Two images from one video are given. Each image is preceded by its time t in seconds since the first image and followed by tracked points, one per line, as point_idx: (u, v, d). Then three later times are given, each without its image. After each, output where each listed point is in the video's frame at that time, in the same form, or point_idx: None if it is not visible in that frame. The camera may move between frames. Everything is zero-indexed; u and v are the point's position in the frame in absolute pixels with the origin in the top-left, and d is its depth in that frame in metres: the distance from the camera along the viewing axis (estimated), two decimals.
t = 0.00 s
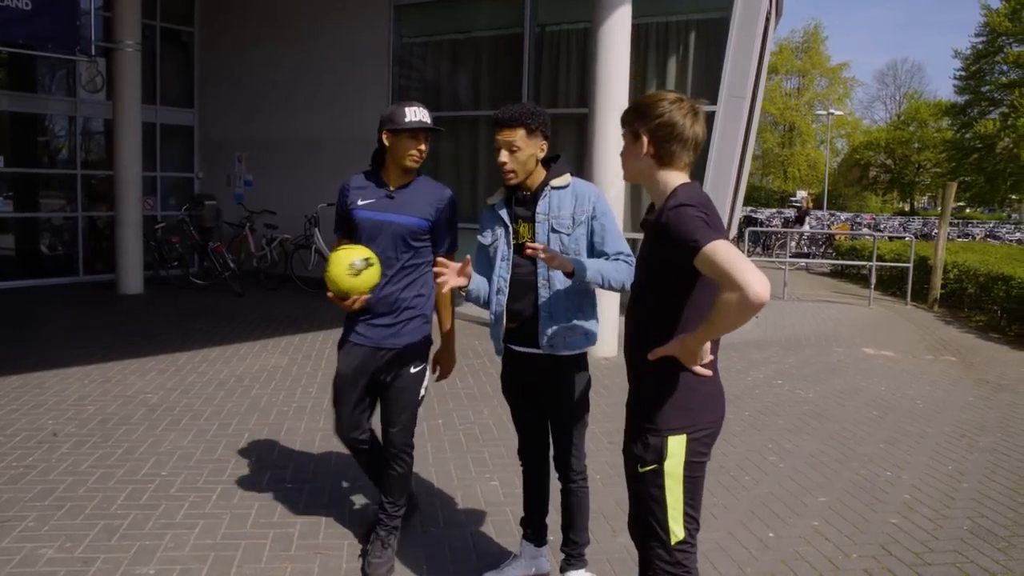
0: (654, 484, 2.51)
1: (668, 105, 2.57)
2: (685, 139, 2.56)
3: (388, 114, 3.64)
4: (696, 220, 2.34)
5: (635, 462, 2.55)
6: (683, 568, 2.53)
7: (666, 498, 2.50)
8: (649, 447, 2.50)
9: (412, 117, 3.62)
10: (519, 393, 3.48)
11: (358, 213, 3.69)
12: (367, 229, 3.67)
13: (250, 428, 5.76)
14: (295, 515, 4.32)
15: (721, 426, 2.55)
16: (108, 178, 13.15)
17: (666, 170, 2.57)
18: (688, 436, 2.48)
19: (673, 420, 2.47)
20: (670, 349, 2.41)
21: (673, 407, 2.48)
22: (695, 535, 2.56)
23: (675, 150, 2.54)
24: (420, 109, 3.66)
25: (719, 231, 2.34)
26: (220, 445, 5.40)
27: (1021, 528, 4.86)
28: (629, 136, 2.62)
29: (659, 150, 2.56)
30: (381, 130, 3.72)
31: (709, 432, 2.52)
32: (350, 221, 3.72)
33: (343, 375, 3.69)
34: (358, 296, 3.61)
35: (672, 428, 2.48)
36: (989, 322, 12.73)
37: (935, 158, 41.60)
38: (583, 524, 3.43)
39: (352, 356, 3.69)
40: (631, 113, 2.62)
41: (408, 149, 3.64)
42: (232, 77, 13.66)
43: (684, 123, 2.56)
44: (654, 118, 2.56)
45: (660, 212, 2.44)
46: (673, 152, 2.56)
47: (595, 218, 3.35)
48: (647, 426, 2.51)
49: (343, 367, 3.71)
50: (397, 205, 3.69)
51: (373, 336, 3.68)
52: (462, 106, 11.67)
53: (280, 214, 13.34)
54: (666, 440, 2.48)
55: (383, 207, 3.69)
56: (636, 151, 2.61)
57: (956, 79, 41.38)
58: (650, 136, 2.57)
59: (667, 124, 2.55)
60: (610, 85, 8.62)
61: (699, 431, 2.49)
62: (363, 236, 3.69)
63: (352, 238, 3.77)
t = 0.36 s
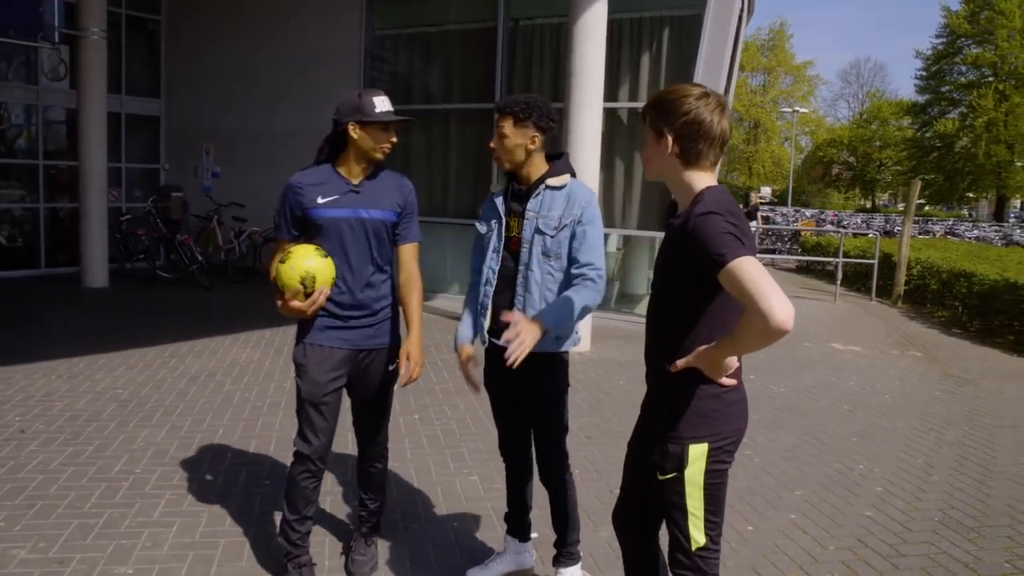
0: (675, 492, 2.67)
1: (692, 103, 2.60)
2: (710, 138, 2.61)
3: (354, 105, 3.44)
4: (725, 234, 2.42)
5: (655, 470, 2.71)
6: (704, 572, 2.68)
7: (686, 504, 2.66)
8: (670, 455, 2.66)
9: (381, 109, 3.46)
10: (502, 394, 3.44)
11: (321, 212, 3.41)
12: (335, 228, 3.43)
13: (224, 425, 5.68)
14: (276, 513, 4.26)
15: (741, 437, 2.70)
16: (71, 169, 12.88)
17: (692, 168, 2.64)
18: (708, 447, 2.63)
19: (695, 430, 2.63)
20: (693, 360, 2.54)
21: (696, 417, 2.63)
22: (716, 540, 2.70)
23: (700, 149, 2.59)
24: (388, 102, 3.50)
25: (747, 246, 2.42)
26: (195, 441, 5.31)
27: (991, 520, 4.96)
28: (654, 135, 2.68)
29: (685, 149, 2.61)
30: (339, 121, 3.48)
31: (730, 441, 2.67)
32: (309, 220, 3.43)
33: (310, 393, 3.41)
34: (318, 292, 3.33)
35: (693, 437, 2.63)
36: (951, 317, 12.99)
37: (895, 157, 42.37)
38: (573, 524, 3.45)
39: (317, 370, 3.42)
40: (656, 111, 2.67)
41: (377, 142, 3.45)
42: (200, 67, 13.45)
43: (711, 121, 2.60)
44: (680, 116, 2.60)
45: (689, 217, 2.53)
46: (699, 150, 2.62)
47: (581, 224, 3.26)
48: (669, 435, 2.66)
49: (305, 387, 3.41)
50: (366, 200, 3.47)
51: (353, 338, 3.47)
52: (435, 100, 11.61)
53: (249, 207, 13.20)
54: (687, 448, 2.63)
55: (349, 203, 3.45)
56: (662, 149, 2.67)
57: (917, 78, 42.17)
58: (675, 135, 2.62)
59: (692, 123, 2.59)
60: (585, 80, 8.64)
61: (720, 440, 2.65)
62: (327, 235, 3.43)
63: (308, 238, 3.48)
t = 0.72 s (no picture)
0: (669, 490, 2.69)
1: (698, 103, 2.62)
2: (715, 137, 2.63)
3: (314, 100, 3.39)
4: (730, 234, 2.44)
5: (648, 469, 2.73)
6: (696, 568, 2.72)
7: (680, 502, 2.68)
8: (664, 454, 2.68)
9: (340, 99, 3.42)
10: (498, 392, 3.46)
11: (302, 214, 3.33)
12: (317, 229, 3.38)
13: (210, 426, 5.63)
14: (265, 515, 4.23)
15: (731, 435, 2.74)
16: (48, 168, 12.72)
17: (695, 167, 2.65)
18: (701, 445, 2.67)
19: (688, 429, 2.66)
20: (687, 359, 2.55)
21: (691, 416, 2.66)
22: (707, 537, 2.74)
23: (705, 148, 2.61)
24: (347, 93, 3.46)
25: (749, 246, 2.46)
26: (180, 443, 5.26)
27: (973, 517, 5.03)
28: (659, 134, 2.68)
29: (691, 148, 2.62)
30: (297, 119, 3.40)
31: (722, 439, 2.71)
32: (288, 225, 3.33)
33: (300, 401, 3.38)
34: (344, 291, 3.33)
35: (687, 436, 2.66)
36: (929, 317, 13.13)
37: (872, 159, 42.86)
38: (573, 526, 3.45)
39: (306, 376, 3.39)
40: (663, 109, 2.67)
41: (342, 134, 3.42)
42: (180, 66, 13.33)
43: (716, 121, 2.63)
44: (687, 115, 2.62)
45: (693, 215, 2.52)
46: (703, 149, 2.64)
47: (577, 235, 3.17)
48: (663, 434, 2.69)
49: (294, 396, 3.38)
50: (339, 196, 3.46)
51: (339, 339, 3.44)
52: (418, 100, 11.58)
53: (230, 207, 13.11)
54: (681, 448, 2.66)
55: (326, 201, 3.41)
56: (667, 147, 2.67)
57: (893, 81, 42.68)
58: (682, 133, 2.63)
59: (699, 122, 2.61)
60: (570, 82, 8.66)
61: (711, 438, 2.68)
62: (308, 237, 3.37)
63: (282, 243, 3.37)
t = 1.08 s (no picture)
0: (663, 486, 2.71)
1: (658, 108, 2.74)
2: (683, 134, 2.69)
3: (323, 104, 3.37)
4: (719, 228, 2.45)
5: (642, 465, 2.75)
6: (691, 563, 2.75)
7: (673, 498, 2.70)
8: (657, 450, 2.70)
9: (347, 102, 3.42)
10: (495, 390, 3.48)
11: (321, 217, 3.34)
12: (334, 231, 3.40)
13: (200, 429, 5.60)
14: (258, 517, 4.20)
15: (722, 430, 2.75)
16: (29, 169, 12.58)
17: (675, 169, 2.72)
18: (693, 440, 2.69)
19: (679, 426, 2.68)
20: (680, 356, 2.57)
21: (683, 412, 2.68)
22: (701, 531, 2.77)
23: (674, 147, 2.68)
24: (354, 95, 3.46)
25: (738, 239, 2.47)
26: (170, 446, 5.22)
27: (961, 511, 5.09)
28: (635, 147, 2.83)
29: (663, 152, 2.71)
30: (308, 121, 3.39)
31: (714, 435, 2.73)
32: (308, 227, 3.32)
33: (316, 404, 3.38)
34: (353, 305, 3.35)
35: (678, 432, 2.68)
36: (911, 314, 13.26)
37: (851, 157, 43.25)
38: (573, 525, 3.47)
39: (322, 380, 3.39)
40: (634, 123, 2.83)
41: (350, 138, 3.43)
42: (162, 67, 13.23)
43: (683, 119, 2.69)
44: (654, 121, 2.73)
45: (681, 211, 2.55)
46: (679, 150, 2.70)
47: (582, 240, 3.18)
48: (655, 430, 2.70)
49: (311, 399, 3.36)
50: (350, 198, 3.49)
51: (348, 342, 3.48)
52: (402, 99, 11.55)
53: (213, 207, 13.04)
54: (673, 444, 2.67)
55: (340, 203, 3.42)
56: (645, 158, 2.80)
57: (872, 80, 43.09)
58: (650, 141, 2.76)
59: (664, 124, 2.70)
60: (556, 81, 8.67)
61: (703, 434, 2.70)
62: (325, 239, 3.38)
63: (296, 245, 3.35)
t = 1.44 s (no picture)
0: (655, 471, 2.74)
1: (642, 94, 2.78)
2: (670, 124, 2.70)
3: (372, 96, 3.39)
4: (699, 213, 2.49)
5: (635, 450, 2.77)
6: (686, 546, 2.78)
7: (666, 482, 2.73)
8: (649, 435, 2.73)
9: (399, 100, 3.40)
10: (491, 378, 3.49)
11: (361, 200, 3.39)
12: (375, 216, 3.42)
13: (190, 420, 5.58)
14: (252, 507, 4.20)
15: (713, 414, 2.78)
16: (10, 160, 12.44)
17: (661, 157, 2.73)
18: (684, 424, 2.71)
19: (668, 410, 2.70)
20: (663, 341, 2.62)
21: (673, 397, 2.70)
22: (695, 514, 2.80)
23: (661, 135, 2.70)
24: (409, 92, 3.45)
25: (719, 224, 2.50)
26: (161, 438, 5.20)
27: (946, 496, 5.17)
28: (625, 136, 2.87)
29: (651, 140, 2.73)
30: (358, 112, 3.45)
31: (705, 419, 2.76)
32: (347, 208, 3.38)
33: (350, 386, 3.41)
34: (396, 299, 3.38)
35: (669, 417, 2.70)
36: (893, 304, 13.38)
37: (833, 149, 43.55)
38: (569, 512, 3.48)
39: (356, 363, 3.42)
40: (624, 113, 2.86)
41: (396, 132, 3.45)
42: (144, 57, 13.12)
43: (670, 108, 2.71)
44: (643, 110, 2.75)
45: (664, 197, 2.59)
46: (665, 139, 2.72)
47: (585, 226, 3.20)
48: (646, 416, 2.73)
49: (345, 381, 3.39)
50: (394, 189, 3.52)
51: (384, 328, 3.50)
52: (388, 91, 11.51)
53: (198, 199, 12.97)
54: (665, 429, 2.70)
55: (381, 191, 3.46)
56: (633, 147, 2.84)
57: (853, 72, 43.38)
58: (634, 129, 2.79)
59: (651, 113, 2.72)
60: (543, 72, 8.68)
61: (694, 418, 2.73)
62: (365, 223, 3.41)
63: (341, 227, 3.41)
